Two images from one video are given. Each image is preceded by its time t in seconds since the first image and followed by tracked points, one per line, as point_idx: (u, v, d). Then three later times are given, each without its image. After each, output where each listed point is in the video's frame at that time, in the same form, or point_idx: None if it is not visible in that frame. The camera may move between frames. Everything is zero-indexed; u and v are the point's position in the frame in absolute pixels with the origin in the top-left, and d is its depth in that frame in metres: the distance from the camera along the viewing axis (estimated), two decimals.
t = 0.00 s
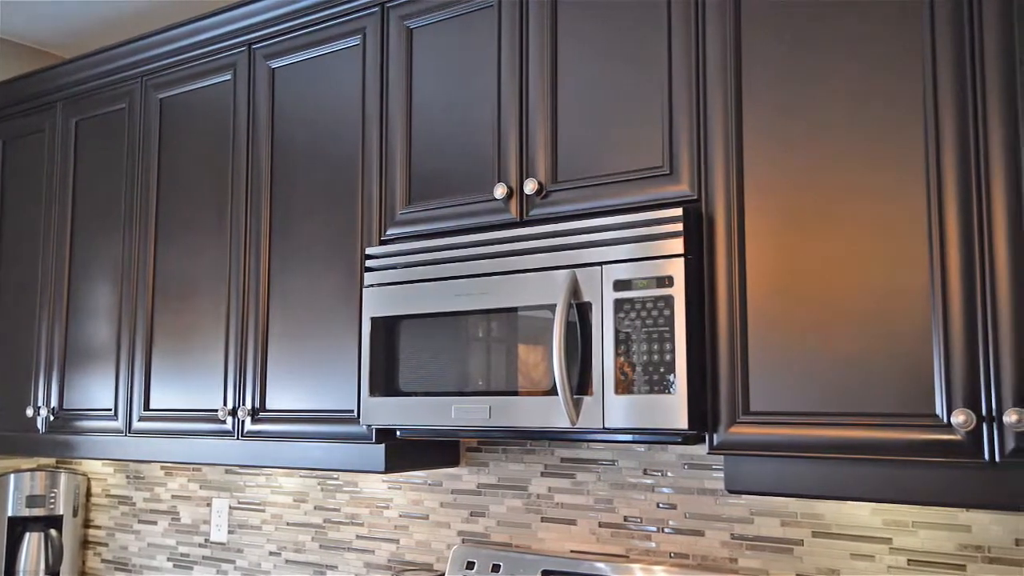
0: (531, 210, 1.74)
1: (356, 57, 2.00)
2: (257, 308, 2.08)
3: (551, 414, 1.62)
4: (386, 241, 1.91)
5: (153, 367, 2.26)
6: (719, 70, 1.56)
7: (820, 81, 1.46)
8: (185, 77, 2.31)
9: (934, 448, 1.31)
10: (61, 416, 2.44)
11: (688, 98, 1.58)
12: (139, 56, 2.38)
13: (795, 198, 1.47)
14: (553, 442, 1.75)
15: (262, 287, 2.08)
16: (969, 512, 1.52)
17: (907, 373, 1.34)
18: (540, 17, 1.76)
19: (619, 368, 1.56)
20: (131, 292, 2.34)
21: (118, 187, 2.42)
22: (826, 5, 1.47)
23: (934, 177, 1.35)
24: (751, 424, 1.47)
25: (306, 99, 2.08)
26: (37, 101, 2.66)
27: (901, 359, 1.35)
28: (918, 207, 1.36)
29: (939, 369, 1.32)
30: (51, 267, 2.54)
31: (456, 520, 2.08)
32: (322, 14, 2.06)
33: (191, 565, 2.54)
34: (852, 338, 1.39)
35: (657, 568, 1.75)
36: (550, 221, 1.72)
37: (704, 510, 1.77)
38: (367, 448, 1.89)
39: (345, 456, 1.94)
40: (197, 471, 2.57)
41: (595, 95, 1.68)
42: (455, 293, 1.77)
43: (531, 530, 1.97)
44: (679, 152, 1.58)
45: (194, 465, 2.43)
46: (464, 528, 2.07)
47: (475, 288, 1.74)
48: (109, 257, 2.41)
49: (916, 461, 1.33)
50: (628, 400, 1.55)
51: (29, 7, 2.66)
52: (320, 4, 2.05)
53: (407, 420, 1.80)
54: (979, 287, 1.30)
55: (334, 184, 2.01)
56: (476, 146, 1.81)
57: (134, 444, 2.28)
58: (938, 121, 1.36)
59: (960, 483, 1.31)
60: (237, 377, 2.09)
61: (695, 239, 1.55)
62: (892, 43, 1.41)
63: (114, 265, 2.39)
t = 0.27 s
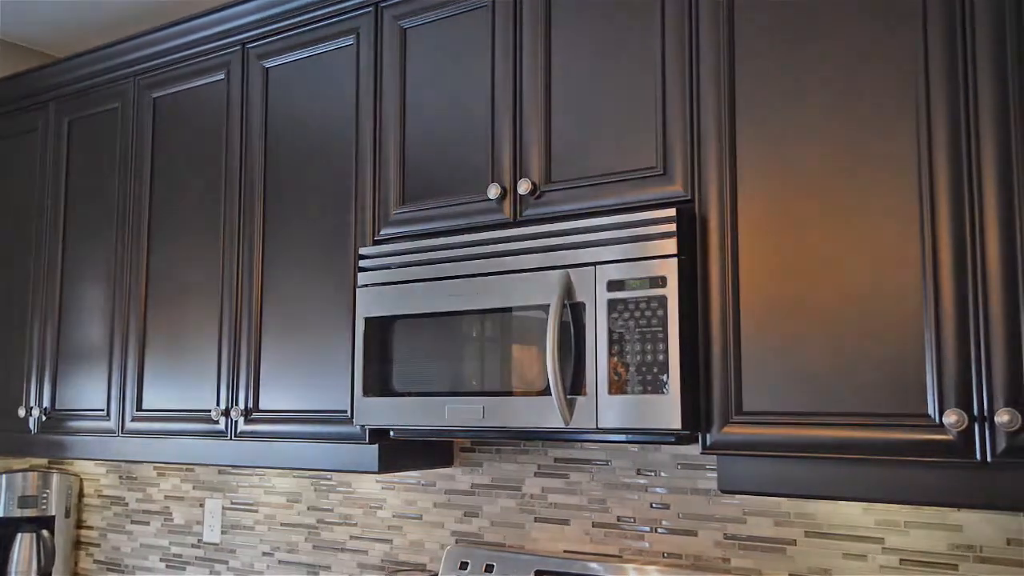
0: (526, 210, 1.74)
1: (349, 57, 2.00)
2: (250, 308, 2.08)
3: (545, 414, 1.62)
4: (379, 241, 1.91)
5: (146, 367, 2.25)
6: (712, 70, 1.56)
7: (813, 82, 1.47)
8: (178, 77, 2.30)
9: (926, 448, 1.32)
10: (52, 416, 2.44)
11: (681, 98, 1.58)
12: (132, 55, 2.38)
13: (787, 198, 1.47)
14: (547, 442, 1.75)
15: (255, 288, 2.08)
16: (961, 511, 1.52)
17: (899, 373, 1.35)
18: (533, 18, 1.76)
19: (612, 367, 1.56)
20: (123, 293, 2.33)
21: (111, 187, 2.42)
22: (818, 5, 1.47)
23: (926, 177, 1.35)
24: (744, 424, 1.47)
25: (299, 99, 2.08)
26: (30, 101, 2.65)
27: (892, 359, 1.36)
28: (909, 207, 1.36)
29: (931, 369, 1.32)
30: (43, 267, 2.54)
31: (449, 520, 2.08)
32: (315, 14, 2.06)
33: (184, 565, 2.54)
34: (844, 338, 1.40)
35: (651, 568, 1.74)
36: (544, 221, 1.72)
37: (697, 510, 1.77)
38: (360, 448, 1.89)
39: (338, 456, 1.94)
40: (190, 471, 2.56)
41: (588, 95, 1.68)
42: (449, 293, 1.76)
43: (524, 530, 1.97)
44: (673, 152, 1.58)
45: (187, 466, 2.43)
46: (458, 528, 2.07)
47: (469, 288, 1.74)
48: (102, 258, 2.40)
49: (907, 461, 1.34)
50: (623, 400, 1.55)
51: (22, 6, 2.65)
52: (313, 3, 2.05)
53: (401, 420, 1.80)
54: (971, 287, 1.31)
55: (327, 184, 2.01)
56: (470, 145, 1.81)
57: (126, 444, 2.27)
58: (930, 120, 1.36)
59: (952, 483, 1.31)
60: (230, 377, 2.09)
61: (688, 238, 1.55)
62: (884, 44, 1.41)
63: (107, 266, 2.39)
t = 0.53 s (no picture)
0: (509, 162, 1.71)
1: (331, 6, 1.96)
2: (232, 262, 2.06)
3: (530, 368, 1.64)
4: (361, 194, 1.89)
5: (128, 322, 2.24)
6: (699, 20, 1.54)
7: (801, 32, 1.45)
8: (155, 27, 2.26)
9: (905, 399, 1.33)
10: (34, 370, 2.43)
11: (668, 49, 1.57)
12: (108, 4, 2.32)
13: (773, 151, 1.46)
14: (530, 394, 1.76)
15: (238, 242, 2.06)
16: (938, 461, 1.55)
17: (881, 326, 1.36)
18: None
19: (595, 322, 1.58)
20: (104, 247, 2.31)
21: (89, 140, 2.38)
22: None
23: (911, 130, 1.35)
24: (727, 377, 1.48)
25: (281, 50, 2.04)
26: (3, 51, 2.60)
27: (875, 311, 1.36)
28: (894, 160, 1.36)
29: (913, 320, 1.33)
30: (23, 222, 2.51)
31: (434, 472, 2.10)
32: None
33: (170, 519, 2.55)
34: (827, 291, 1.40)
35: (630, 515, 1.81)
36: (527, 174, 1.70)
37: (679, 461, 1.79)
38: (344, 403, 1.89)
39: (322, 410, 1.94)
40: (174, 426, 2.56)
41: (573, 46, 1.66)
42: (434, 247, 1.76)
43: (509, 483, 1.99)
44: (659, 104, 1.57)
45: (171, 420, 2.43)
46: (442, 480, 2.08)
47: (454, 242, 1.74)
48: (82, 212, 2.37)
49: (887, 412, 1.35)
50: (606, 353, 1.57)
51: None
52: None
53: (386, 374, 1.81)
54: (954, 240, 1.31)
55: (309, 137, 1.98)
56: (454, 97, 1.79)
57: (114, 399, 2.28)
58: (917, 71, 1.35)
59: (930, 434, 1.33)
60: (213, 332, 2.08)
61: (672, 191, 1.54)
62: None
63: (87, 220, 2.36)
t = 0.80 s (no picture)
0: (510, 150, 1.72)
1: None
2: (232, 249, 2.06)
3: (530, 356, 1.63)
4: (362, 182, 1.89)
5: (127, 309, 2.24)
6: (699, 6, 1.54)
7: (800, 19, 1.45)
8: (153, 14, 2.25)
9: (904, 387, 1.33)
10: (34, 358, 2.43)
11: (667, 36, 1.56)
12: None
13: (773, 138, 1.46)
14: (529, 382, 1.76)
15: (237, 229, 2.06)
16: (937, 449, 1.55)
17: (880, 313, 1.35)
18: None
19: (596, 310, 1.57)
20: (103, 235, 2.31)
21: (88, 127, 2.37)
22: None
23: (910, 117, 1.35)
24: (726, 364, 1.48)
25: (279, 37, 2.03)
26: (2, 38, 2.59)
27: (874, 299, 1.36)
28: (893, 147, 1.36)
29: (912, 307, 1.33)
30: (21, 209, 2.50)
31: (434, 461, 2.10)
32: None
33: (171, 506, 2.56)
34: (826, 279, 1.40)
35: (631, 504, 1.77)
36: (527, 162, 1.71)
37: (679, 449, 1.79)
38: (344, 390, 1.90)
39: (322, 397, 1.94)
40: (174, 414, 2.57)
41: (573, 33, 1.65)
42: (433, 235, 1.75)
43: (508, 470, 2.00)
44: (658, 92, 1.57)
45: (171, 408, 2.43)
46: (442, 468, 2.09)
47: (452, 230, 1.73)
48: (80, 199, 2.37)
49: (885, 400, 1.35)
50: (606, 340, 1.55)
51: None
52: None
53: (386, 362, 1.80)
54: (954, 227, 1.31)
55: (308, 124, 1.98)
56: (453, 85, 1.79)
57: (109, 386, 2.27)
58: (917, 57, 1.34)
59: (929, 422, 1.33)
60: (212, 319, 2.08)
61: (672, 178, 1.54)
62: None
63: (86, 207, 2.35)
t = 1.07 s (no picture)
0: (509, 140, 1.72)
1: None
2: (232, 240, 2.06)
3: (530, 346, 1.63)
4: (362, 173, 1.89)
5: (128, 301, 2.24)
6: None
7: (801, 9, 1.44)
8: (152, 4, 2.24)
9: (904, 377, 1.33)
10: (34, 349, 2.43)
11: (668, 26, 1.55)
12: None
13: (773, 129, 1.46)
14: (530, 372, 1.76)
15: (237, 220, 2.06)
16: (937, 440, 1.55)
17: (880, 304, 1.35)
18: None
19: (596, 300, 1.57)
20: (103, 226, 2.30)
21: (88, 118, 2.37)
22: None
23: (911, 109, 1.34)
24: (726, 354, 1.48)
25: (279, 27, 2.03)
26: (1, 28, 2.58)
27: (874, 290, 1.36)
28: (893, 139, 1.36)
29: (913, 298, 1.33)
30: (21, 200, 2.50)
31: (434, 451, 2.10)
32: None
33: (172, 496, 2.56)
34: (826, 270, 1.40)
35: (631, 494, 1.77)
36: (527, 152, 1.70)
37: (679, 439, 1.80)
38: (344, 380, 1.90)
39: (322, 388, 1.94)
40: (175, 404, 2.57)
41: (574, 23, 1.65)
42: (433, 226, 1.75)
43: (508, 461, 2.00)
44: (658, 82, 1.56)
45: (172, 399, 2.43)
46: (443, 459, 2.09)
47: (452, 221, 1.73)
48: (81, 191, 2.36)
49: (885, 391, 1.35)
50: (607, 331, 1.55)
51: None
52: None
53: (386, 353, 1.80)
54: (954, 217, 1.30)
55: (308, 115, 1.97)
56: (453, 75, 1.78)
57: (110, 377, 2.27)
58: (918, 47, 1.34)
59: (929, 412, 1.33)
60: (213, 310, 2.08)
61: (672, 169, 1.54)
62: None
63: (86, 199, 2.35)
